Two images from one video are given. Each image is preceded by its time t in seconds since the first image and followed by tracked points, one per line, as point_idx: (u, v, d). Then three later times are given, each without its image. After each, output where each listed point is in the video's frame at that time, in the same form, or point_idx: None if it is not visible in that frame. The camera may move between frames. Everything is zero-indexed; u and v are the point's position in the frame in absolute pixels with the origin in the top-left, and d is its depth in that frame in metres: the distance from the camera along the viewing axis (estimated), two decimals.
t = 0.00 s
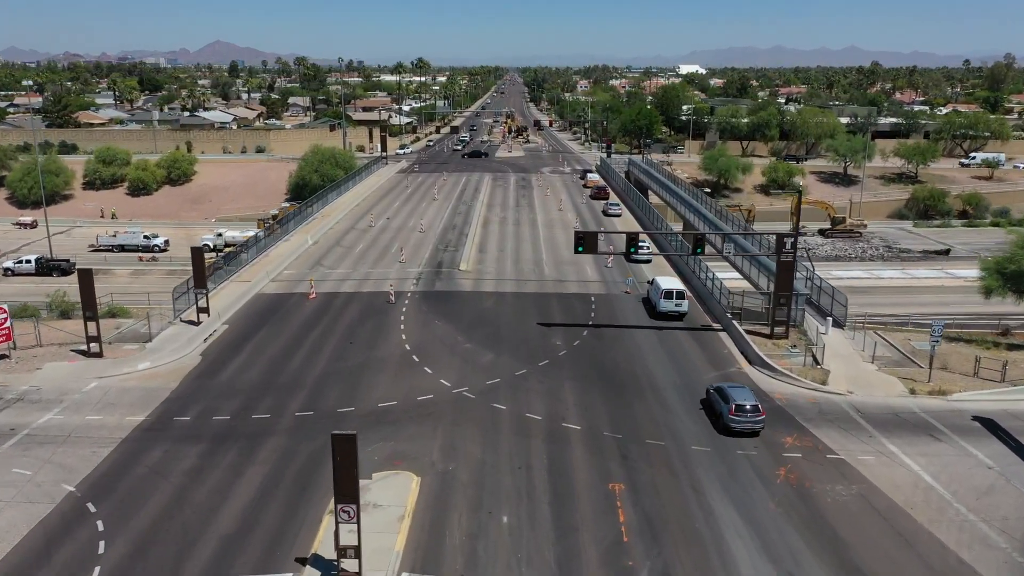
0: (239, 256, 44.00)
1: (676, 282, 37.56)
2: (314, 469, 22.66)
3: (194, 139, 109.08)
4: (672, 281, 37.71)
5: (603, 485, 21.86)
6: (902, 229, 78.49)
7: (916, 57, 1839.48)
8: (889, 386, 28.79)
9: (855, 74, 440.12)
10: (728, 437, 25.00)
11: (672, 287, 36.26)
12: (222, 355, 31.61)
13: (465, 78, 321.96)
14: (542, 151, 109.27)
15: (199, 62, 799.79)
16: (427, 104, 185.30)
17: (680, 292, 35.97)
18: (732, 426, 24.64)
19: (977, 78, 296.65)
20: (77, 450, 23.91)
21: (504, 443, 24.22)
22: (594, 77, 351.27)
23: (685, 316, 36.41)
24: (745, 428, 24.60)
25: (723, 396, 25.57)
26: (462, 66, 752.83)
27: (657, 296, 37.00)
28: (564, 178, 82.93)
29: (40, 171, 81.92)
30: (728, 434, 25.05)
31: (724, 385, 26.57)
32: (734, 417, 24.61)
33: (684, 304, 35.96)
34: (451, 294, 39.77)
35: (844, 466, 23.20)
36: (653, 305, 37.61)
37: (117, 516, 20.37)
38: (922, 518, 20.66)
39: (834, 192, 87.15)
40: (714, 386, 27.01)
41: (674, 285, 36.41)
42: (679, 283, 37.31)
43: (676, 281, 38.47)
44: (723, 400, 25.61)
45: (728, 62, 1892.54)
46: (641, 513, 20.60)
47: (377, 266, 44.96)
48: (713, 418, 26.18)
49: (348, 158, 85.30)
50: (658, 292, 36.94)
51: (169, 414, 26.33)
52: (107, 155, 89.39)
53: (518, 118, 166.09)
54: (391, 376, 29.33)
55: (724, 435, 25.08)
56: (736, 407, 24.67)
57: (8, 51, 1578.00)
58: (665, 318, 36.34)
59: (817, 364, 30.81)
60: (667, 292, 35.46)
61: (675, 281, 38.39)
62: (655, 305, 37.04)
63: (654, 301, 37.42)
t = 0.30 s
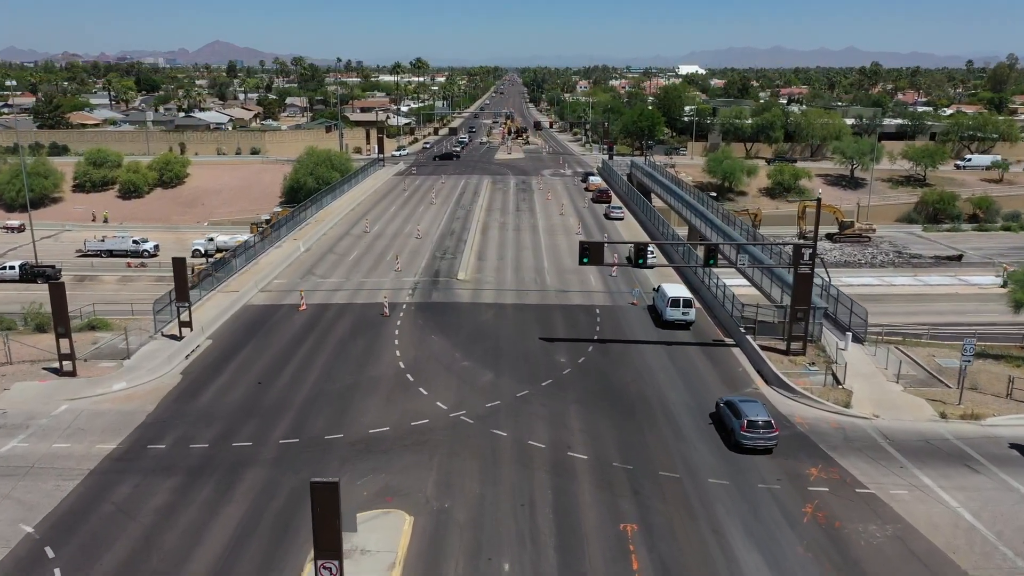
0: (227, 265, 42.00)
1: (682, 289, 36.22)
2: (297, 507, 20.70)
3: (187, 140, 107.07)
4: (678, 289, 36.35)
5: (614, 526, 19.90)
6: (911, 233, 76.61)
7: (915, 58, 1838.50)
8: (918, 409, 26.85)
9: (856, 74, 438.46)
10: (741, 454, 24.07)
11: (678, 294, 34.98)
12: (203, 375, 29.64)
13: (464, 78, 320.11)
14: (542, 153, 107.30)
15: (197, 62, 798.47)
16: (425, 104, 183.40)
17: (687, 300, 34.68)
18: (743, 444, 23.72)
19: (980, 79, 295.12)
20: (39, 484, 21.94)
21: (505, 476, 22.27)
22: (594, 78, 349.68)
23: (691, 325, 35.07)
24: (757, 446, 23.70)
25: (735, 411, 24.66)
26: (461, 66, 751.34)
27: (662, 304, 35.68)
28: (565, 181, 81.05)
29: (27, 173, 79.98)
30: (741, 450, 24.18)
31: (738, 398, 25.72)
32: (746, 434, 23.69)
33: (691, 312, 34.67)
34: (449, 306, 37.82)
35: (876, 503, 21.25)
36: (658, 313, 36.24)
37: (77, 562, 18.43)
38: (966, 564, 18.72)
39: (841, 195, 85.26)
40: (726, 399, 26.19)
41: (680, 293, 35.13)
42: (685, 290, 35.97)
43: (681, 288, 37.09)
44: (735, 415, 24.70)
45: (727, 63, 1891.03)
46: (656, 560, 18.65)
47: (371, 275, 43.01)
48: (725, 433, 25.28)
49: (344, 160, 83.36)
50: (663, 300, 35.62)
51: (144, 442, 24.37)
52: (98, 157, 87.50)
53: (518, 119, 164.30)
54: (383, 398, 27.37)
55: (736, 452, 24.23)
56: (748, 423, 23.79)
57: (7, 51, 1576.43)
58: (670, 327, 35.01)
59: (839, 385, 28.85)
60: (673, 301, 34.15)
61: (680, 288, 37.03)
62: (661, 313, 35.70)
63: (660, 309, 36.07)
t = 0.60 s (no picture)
0: (214, 274, 40.05)
1: (689, 297, 34.94)
2: (276, 551, 18.75)
3: (180, 141, 105.14)
4: (686, 296, 35.07)
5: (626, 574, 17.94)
6: (921, 238, 74.76)
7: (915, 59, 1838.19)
8: (950, 437, 24.90)
9: (857, 74, 437.17)
10: (756, 475, 22.62)
11: (685, 303, 33.76)
12: (183, 396, 27.68)
13: (463, 78, 318.38)
14: (542, 155, 105.36)
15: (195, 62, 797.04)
16: (423, 105, 181.37)
17: (695, 308, 33.44)
18: (757, 463, 22.38)
19: (982, 80, 293.47)
20: None
21: (505, 515, 20.31)
22: (593, 78, 347.86)
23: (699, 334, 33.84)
24: (771, 465, 22.33)
25: (747, 427, 23.32)
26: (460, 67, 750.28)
27: (669, 312, 34.47)
28: (566, 184, 79.14)
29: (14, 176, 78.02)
30: (753, 469, 22.75)
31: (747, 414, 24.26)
32: (759, 452, 22.34)
33: (699, 321, 33.46)
34: (446, 319, 35.89)
35: (914, 546, 19.30)
36: (665, 321, 35.03)
37: None
38: None
39: (849, 199, 83.40)
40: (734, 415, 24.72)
41: (688, 301, 33.89)
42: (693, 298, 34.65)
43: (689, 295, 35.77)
44: (747, 432, 23.36)
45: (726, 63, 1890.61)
46: None
47: (365, 284, 41.13)
48: (736, 451, 23.91)
49: (340, 162, 81.43)
50: (670, 308, 34.39)
51: (113, 474, 22.41)
52: (88, 159, 85.51)
53: (518, 120, 162.30)
54: (374, 423, 25.42)
55: (748, 471, 22.78)
56: (762, 441, 22.41)
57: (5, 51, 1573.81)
58: (677, 337, 33.82)
59: (863, 408, 26.92)
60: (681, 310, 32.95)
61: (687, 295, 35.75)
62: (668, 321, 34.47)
63: (666, 318, 34.85)
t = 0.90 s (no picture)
0: (199, 284, 38.09)
1: (697, 304, 33.71)
2: None
3: (173, 143, 103.08)
4: (693, 304, 33.87)
5: None
6: (931, 243, 72.87)
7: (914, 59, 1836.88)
8: (988, 468, 22.99)
9: (858, 73, 435.22)
10: (773, 497, 21.47)
11: (693, 311, 32.60)
12: (159, 421, 25.75)
13: (462, 78, 316.39)
14: (542, 156, 103.36)
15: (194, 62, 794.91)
16: (422, 106, 179.32)
17: (703, 318, 32.26)
18: (773, 485, 21.22)
19: (985, 80, 291.35)
20: None
21: (506, 561, 18.38)
22: (593, 79, 345.76)
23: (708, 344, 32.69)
24: (788, 488, 21.18)
25: (761, 447, 22.16)
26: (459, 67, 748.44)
27: (676, 321, 33.30)
28: (567, 187, 77.18)
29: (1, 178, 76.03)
30: (770, 493, 21.58)
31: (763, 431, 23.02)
32: (775, 475, 21.19)
33: (707, 331, 32.29)
34: (443, 333, 33.96)
35: None
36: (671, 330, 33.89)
37: None
38: None
39: (856, 202, 81.48)
40: (748, 432, 23.45)
41: (696, 310, 32.70)
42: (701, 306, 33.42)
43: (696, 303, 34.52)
44: (761, 452, 22.20)
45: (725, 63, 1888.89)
46: None
47: (358, 295, 39.24)
48: (750, 472, 22.74)
49: (335, 164, 79.46)
50: (677, 316, 33.23)
51: (77, 513, 20.47)
52: (78, 161, 83.50)
53: (518, 121, 160.28)
54: (364, 453, 23.49)
55: (764, 495, 21.62)
56: (777, 462, 21.26)
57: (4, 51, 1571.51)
58: (684, 347, 32.68)
59: (892, 435, 25.02)
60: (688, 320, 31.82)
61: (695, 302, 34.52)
62: (675, 331, 33.30)
63: (674, 327, 33.68)
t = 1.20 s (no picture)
0: (183, 296, 36.06)
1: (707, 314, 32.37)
2: None
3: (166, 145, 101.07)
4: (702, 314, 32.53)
5: None
6: (942, 248, 70.95)
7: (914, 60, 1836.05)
8: None
9: (859, 73, 433.50)
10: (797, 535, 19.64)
11: (702, 322, 31.30)
12: (131, 450, 23.76)
13: (461, 78, 314.45)
14: (542, 158, 101.40)
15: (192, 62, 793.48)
16: (420, 107, 177.33)
17: (712, 328, 30.94)
18: (791, 513, 19.83)
19: (988, 81, 289.51)
20: None
21: None
22: (593, 79, 343.81)
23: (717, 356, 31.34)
24: (807, 515, 19.80)
25: (778, 470, 20.77)
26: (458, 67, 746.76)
27: (684, 331, 31.98)
28: (569, 190, 75.23)
29: None
30: (787, 519, 20.22)
31: (779, 453, 21.64)
32: (793, 501, 19.79)
33: (716, 342, 30.96)
34: (439, 349, 32.00)
35: None
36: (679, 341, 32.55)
37: None
38: None
39: (864, 206, 79.58)
40: (764, 453, 22.07)
41: (705, 320, 31.41)
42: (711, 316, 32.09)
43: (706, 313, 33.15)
44: (778, 474, 20.81)
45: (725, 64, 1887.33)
46: None
47: (351, 307, 37.30)
48: (766, 495, 21.36)
49: (330, 167, 77.45)
50: (685, 326, 31.92)
51: (33, 559, 18.48)
52: (67, 163, 81.52)
53: (518, 122, 158.36)
54: (351, 487, 21.51)
55: (781, 521, 20.26)
56: (796, 487, 19.86)
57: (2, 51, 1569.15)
58: (692, 358, 31.35)
59: (925, 466, 23.15)
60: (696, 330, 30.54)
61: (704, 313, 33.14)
62: (683, 341, 31.97)
63: (681, 337, 32.36)
